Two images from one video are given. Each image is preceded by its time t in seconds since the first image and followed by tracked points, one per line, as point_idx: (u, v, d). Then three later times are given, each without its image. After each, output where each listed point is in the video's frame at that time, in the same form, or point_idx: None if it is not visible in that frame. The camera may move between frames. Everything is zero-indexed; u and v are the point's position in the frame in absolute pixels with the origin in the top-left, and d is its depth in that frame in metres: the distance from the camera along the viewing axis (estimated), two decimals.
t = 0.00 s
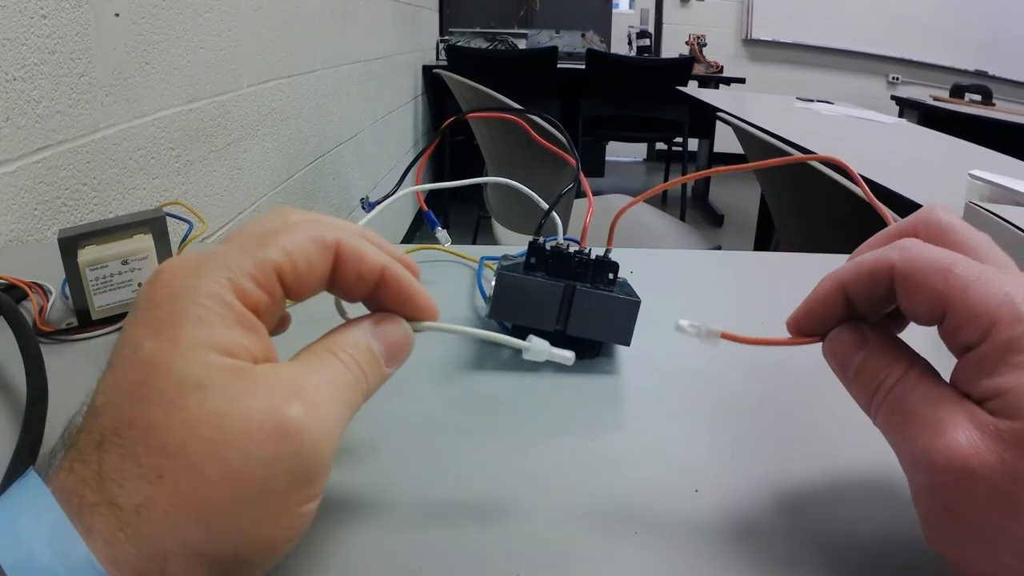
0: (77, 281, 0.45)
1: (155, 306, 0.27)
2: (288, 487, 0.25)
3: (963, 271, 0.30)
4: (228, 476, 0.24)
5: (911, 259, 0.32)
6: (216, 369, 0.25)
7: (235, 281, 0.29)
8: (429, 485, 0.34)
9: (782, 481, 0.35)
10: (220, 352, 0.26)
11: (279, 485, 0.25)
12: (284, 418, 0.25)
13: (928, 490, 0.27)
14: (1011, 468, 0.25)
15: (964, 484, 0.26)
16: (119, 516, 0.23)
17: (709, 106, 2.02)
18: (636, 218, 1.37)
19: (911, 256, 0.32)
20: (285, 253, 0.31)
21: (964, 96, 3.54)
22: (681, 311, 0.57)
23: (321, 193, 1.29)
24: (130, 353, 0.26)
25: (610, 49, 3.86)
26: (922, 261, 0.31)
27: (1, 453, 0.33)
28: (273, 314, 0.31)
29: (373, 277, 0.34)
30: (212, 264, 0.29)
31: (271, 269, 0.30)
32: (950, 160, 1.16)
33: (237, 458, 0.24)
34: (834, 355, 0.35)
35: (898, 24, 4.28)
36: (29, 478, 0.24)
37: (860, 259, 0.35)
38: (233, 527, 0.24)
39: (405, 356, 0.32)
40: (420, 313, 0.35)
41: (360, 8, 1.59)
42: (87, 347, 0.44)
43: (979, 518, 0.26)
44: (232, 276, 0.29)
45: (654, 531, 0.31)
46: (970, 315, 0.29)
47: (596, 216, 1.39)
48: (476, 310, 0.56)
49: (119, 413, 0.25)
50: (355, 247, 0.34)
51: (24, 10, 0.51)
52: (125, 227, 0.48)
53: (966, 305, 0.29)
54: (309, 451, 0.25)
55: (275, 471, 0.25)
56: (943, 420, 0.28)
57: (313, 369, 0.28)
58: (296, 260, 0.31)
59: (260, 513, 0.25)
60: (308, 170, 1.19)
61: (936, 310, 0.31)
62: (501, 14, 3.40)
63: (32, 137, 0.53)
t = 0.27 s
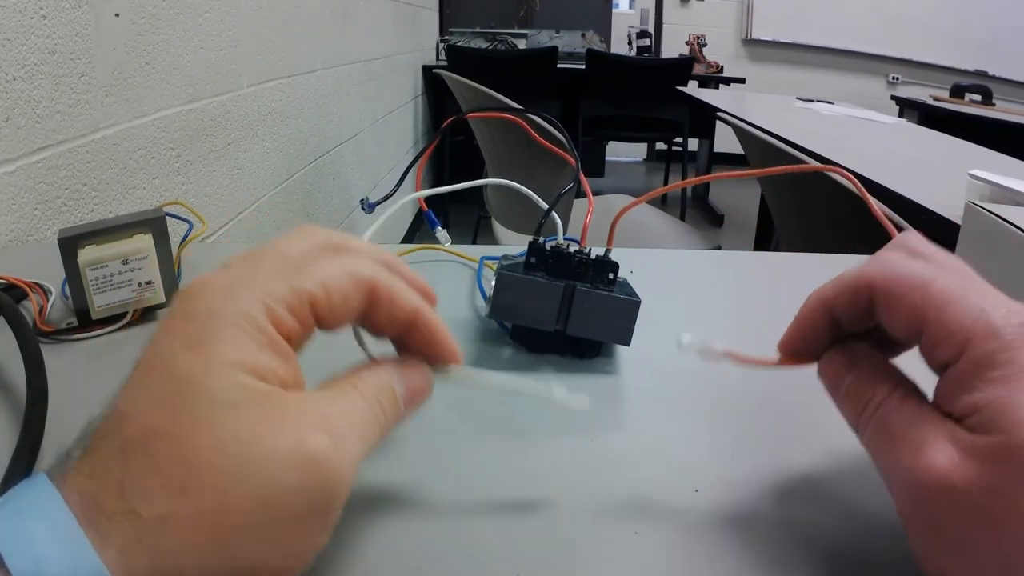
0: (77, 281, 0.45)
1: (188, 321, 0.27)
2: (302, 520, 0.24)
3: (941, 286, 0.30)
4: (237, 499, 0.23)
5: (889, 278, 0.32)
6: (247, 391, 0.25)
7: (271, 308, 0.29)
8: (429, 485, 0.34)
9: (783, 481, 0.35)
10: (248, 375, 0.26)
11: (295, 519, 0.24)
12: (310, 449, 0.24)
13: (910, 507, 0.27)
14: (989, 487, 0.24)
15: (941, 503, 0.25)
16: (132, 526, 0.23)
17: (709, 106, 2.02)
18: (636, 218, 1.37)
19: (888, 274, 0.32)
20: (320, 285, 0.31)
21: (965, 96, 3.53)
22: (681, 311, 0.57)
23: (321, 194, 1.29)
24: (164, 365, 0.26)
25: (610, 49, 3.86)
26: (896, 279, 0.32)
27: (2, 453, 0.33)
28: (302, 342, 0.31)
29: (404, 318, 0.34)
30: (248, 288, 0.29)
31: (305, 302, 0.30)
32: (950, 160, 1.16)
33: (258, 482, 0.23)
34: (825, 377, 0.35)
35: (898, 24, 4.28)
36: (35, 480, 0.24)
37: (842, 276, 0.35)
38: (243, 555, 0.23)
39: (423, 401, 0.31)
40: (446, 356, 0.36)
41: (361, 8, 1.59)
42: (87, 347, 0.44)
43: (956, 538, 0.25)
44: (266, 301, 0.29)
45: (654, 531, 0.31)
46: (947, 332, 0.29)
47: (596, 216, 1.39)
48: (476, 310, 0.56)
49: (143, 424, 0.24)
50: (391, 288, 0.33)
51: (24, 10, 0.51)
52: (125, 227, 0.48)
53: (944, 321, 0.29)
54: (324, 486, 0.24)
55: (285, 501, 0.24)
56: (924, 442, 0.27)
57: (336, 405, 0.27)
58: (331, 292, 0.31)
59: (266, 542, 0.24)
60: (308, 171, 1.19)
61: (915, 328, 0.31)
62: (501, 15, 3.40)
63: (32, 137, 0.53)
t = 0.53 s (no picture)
0: (77, 281, 0.45)
1: (185, 323, 0.27)
2: (306, 512, 0.24)
3: (928, 296, 0.30)
4: (239, 493, 0.23)
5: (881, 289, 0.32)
6: (244, 389, 0.25)
7: (271, 305, 0.28)
8: (429, 484, 0.34)
9: (783, 481, 0.35)
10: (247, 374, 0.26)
11: (298, 512, 0.24)
12: (307, 440, 0.24)
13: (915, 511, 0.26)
14: (995, 475, 0.24)
15: (947, 498, 0.25)
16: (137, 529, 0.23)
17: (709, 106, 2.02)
18: (636, 218, 1.37)
19: (877, 292, 0.32)
20: (320, 282, 0.30)
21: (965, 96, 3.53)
22: (681, 311, 0.57)
23: (321, 194, 1.29)
24: (160, 367, 0.26)
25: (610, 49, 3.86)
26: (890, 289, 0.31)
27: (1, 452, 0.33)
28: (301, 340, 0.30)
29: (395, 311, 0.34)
30: (246, 288, 0.29)
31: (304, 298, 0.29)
32: (950, 160, 1.16)
33: (259, 478, 0.23)
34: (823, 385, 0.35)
35: (898, 24, 4.28)
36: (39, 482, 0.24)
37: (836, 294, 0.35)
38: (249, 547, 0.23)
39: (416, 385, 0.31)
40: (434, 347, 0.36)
41: (361, 8, 1.59)
42: (87, 347, 0.44)
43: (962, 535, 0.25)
44: (267, 299, 0.28)
45: (654, 531, 0.31)
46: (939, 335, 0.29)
47: (596, 216, 1.39)
48: (476, 310, 0.56)
49: (142, 425, 0.24)
50: (385, 283, 0.33)
51: (24, 10, 0.51)
52: (125, 227, 0.48)
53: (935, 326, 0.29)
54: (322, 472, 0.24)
55: (287, 495, 0.24)
56: (926, 437, 0.27)
57: (330, 395, 0.27)
58: (331, 292, 0.31)
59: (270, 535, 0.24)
60: (308, 171, 1.19)
61: (906, 335, 0.31)
62: (501, 14, 3.40)
63: (32, 137, 0.53)
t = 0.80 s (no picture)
0: (77, 281, 0.45)
1: (150, 301, 0.26)
2: (293, 491, 0.25)
3: (983, 261, 0.29)
4: (229, 476, 0.23)
5: (934, 239, 0.31)
6: (218, 372, 0.25)
7: (236, 278, 0.27)
8: (429, 484, 0.34)
9: (782, 481, 0.35)
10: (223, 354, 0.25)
11: (285, 492, 0.25)
12: (292, 421, 0.25)
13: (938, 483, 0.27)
14: None
15: (973, 472, 0.25)
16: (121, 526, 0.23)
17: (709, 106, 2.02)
18: (637, 218, 1.37)
19: (933, 239, 0.31)
20: (286, 250, 0.29)
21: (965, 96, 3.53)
22: (681, 311, 0.57)
23: (321, 194, 1.29)
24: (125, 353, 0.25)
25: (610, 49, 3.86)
26: (943, 240, 0.31)
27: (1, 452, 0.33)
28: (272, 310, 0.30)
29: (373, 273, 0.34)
30: (212, 258, 0.27)
31: (275, 268, 0.29)
32: (950, 160, 1.16)
33: (241, 464, 0.24)
34: (853, 336, 0.35)
35: (898, 24, 4.28)
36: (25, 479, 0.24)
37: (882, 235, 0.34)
38: (237, 532, 0.24)
39: (402, 350, 0.32)
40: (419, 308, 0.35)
41: (361, 8, 1.59)
42: (87, 347, 0.44)
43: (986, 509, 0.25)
44: (235, 270, 0.27)
45: (654, 532, 0.31)
46: (986, 300, 0.29)
47: (596, 216, 1.39)
48: (476, 310, 0.56)
49: (113, 420, 0.24)
50: (357, 245, 0.33)
51: (24, 10, 0.51)
52: (125, 227, 0.47)
53: (984, 288, 0.29)
54: (313, 449, 0.25)
55: (277, 475, 0.24)
56: (955, 406, 0.27)
57: (311, 367, 0.27)
58: (299, 257, 0.30)
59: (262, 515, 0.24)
60: (308, 171, 1.19)
61: (952, 293, 0.30)
62: (501, 14, 3.40)
63: (32, 137, 0.53)
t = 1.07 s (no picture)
0: (77, 280, 0.45)
1: (164, 298, 0.24)
2: (311, 523, 0.23)
3: (956, 272, 0.28)
4: (222, 491, 0.21)
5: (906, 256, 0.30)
6: (241, 387, 0.23)
7: (255, 287, 0.26)
8: (429, 483, 0.34)
9: (781, 480, 0.35)
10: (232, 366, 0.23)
11: (304, 524, 0.22)
12: (317, 441, 0.23)
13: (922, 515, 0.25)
14: (1005, 474, 0.22)
15: (956, 498, 0.24)
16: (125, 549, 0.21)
17: (709, 106, 2.01)
18: (637, 218, 1.37)
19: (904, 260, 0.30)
20: (297, 258, 0.28)
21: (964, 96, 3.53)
22: (681, 311, 0.57)
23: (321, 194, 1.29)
24: (143, 362, 0.23)
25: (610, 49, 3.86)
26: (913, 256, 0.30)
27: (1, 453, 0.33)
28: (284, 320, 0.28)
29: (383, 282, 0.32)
30: (225, 263, 0.26)
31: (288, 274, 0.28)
32: (950, 160, 1.16)
33: (264, 490, 0.21)
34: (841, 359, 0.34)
35: (898, 24, 4.28)
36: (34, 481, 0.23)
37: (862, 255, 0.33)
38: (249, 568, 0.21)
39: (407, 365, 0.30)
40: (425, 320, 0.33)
41: (361, 9, 1.59)
42: (87, 347, 0.44)
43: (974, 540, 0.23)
44: (251, 279, 0.26)
45: (654, 531, 0.31)
46: (956, 318, 0.27)
47: (596, 216, 1.39)
48: (476, 310, 0.56)
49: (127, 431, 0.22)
50: (366, 250, 0.31)
51: (24, 10, 0.51)
52: (125, 227, 0.47)
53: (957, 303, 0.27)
54: (319, 473, 0.22)
55: (298, 502, 0.22)
56: (930, 429, 0.26)
57: (324, 382, 0.25)
58: (309, 266, 0.29)
59: (252, 541, 0.21)
60: (308, 171, 1.19)
61: (923, 314, 0.29)
62: (501, 14, 3.39)
63: (32, 137, 0.53)
